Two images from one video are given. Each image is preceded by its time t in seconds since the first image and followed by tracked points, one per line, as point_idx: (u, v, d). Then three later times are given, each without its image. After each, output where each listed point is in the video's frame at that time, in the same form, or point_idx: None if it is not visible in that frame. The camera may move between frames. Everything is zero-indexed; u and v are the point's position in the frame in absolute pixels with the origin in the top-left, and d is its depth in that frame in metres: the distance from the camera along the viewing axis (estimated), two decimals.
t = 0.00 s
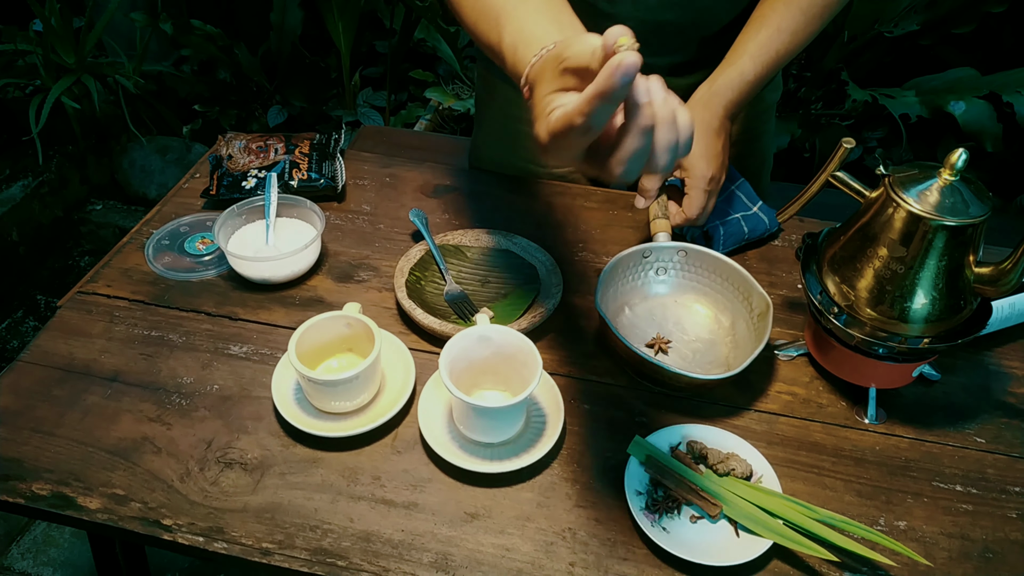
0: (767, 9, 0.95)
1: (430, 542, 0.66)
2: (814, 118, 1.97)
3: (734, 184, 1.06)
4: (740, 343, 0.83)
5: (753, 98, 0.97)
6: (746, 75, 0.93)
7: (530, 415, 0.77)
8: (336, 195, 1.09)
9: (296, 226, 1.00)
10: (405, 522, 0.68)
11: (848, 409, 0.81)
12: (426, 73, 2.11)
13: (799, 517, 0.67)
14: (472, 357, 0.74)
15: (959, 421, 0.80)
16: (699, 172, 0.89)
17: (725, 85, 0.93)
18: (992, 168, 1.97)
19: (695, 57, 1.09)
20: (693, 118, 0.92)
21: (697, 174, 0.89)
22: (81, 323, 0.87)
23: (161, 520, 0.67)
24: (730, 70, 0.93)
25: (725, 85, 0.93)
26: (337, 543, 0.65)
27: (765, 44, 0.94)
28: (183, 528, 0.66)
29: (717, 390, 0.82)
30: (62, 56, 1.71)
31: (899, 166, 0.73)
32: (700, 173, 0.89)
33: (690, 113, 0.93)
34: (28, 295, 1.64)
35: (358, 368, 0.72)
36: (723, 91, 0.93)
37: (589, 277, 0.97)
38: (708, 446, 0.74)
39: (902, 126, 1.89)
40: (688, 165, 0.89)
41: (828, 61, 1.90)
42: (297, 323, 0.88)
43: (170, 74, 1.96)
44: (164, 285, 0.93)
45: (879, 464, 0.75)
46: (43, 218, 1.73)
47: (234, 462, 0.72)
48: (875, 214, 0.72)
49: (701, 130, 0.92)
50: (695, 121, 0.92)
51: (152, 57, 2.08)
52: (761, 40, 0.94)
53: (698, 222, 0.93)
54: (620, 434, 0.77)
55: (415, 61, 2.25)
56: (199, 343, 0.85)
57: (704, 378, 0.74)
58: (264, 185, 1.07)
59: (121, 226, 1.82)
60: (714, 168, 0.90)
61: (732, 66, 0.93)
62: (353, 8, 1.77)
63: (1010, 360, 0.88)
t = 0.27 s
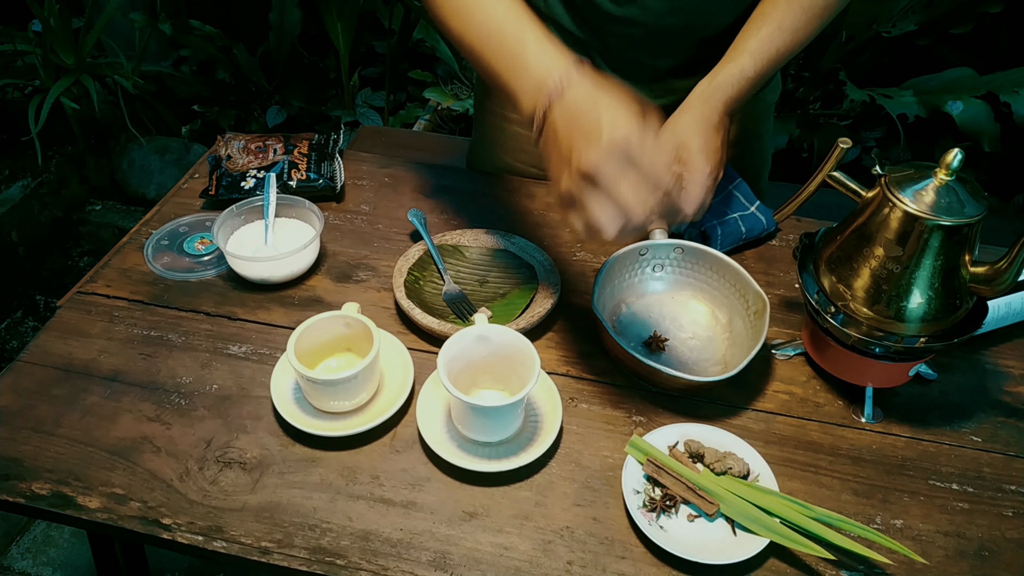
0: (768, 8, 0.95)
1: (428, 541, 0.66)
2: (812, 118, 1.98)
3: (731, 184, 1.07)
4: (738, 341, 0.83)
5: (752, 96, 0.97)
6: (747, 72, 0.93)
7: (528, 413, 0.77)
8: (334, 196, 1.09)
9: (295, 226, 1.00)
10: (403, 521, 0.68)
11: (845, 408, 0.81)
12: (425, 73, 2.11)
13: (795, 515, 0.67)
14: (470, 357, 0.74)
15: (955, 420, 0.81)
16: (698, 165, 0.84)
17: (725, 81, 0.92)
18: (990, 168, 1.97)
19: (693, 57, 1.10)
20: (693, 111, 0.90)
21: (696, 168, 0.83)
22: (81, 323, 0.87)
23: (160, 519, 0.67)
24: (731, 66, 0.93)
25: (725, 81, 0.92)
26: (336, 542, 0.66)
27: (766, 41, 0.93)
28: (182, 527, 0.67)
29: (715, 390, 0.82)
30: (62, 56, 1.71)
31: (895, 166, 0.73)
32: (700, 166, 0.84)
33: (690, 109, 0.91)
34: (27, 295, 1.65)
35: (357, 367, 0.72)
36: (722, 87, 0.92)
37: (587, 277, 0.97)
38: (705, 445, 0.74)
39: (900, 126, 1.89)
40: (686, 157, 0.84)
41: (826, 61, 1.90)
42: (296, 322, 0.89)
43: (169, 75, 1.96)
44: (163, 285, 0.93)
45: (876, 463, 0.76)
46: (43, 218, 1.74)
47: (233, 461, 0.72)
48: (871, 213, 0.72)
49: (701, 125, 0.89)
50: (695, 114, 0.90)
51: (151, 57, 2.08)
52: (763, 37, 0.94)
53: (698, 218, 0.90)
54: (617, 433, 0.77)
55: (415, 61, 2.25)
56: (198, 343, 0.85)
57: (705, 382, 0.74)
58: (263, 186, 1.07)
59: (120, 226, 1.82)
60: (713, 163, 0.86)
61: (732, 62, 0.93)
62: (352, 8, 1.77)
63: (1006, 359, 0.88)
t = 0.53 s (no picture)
0: (771, 7, 0.95)
1: (428, 541, 0.66)
2: (812, 118, 1.98)
3: (731, 183, 1.07)
4: (739, 340, 0.83)
5: (754, 95, 0.97)
6: (749, 71, 0.93)
7: (529, 412, 0.77)
8: (334, 195, 1.09)
9: (295, 226, 1.00)
10: (402, 521, 0.68)
11: (844, 407, 0.81)
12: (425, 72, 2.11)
13: (795, 515, 0.67)
14: (468, 357, 0.74)
15: (955, 419, 0.81)
16: (699, 165, 0.87)
17: (727, 80, 0.93)
18: (990, 167, 1.97)
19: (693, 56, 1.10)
20: (695, 110, 0.91)
21: (697, 167, 0.87)
22: (80, 322, 0.87)
23: (160, 519, 0.67)
24: (733, 65, 0.93)
25: (727, 80, 0.93)
26: (335, 542, 0.66)
27: (768, 40, 0.93)
28: (181, 526, 0.67)
29: (714, 389, 0.82)
30: (61, 56, 1.71)
31: (895, 165, 0.73)
32: (700, 166, 0.87)
33: (693, 107, 0.92)
34: (27, 295, 1.64)
35: (356, 367, 0.72)
36: (724, 86, 0.93)
37: (587, 276, 0.97)
38: (704, 445, 0.74)
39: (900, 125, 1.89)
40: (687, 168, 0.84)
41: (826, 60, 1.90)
42: (295, 322, 0.89)
43: (169, 74, 1.96)
44: (163, 284, 0.93)
45: (876, 462, 0.76)
46: (43, 218, 1.74)
47: (232, 460, 0.72)
48: (871, 212, 0.72)
49: (704, 124, 0.90)
50: (697, 113, 0.91)
51: (151, 57, 2.08)
52: (765, 35, 0.94)
53: (697, 217, 0.91)
54: (617, 432, 0.77)
55: (414, 61, 2.25)
56: (197, 342, 0.85)
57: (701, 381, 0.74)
58: (262, 185, 1.07)
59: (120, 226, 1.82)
60: (714, 162, 0.88)
61: (734, 61, 0.93)
62: (352, 7, 1.77)
63: (1006, 358, 0.88)
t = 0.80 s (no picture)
0: (771, 8, 0.95)
1: (427, 542, 0.66)
2: (811, 118, 1.98)
3: (731, 184, 1.07)
4: (722, 345, 0.83)
5: (754, 97, 0.97)
6: (748, 73, 0.93)
7: (526, 414, 0.77)
8: (333, 195, 1.09)
9: (294, 226, 1.00)
10: (401, 522, 0.68)
11: (844, 408, 0.81)
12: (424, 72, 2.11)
13: (794, 515, 0.67)
14: (468, 357, 0.74)
15: (954, 420, 0.81)
16: (694, 167, 0.87)
17: (726, 82, 0.93)
18: (989, 167, 1.97)
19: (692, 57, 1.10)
20: (693, 112, 0.92)
21: (692, 169, 0.87)
22: (79, 323, 0.87)
23: (159, 520, 0.67)
24: (733, 67, 0.93)
25: (726, 82, 0.93)
26: (334, 543, 0.66)
27: (768, 42, 0.93)
28: (180, 527, 0.67)
29: (713, 390, 0.82)
30: (59, 56, 1.70)
31: (894, 166, 0.73)
32: (696, 168, 0.87)
33: (691, 109, 0.93)
34: (26, 296, 1.64)
35: (355, 367, 0.72)
36: (724, 88, 0.93)
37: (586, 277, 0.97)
38: (704, 445, 0.74)
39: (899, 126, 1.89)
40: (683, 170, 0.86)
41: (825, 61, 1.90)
42: (294, 323, 0.88)
43: (168, 74, 1.96)
44: (162, 285, 0.93)
45: (876, 463, 0.76)
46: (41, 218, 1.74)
47: (231, 462, 0.72)
48: (870, 213, 0.72)
49: (702, 126, 0.91)
50: (695, 115, 0.92)
51: (150, 57, 2.08)
52: (764, 38, 0.94)
53: (692, 219, 0.91)
54: (616, 432, 0.77)
55: (414, 61, 2.25)
56: (196, 343, 0.85)
57: (680, 381, 0.74)
58: (261, 186, 1.07)
59: (119, 227, 1.81)
60: (711, 164, 0.89)
61: (734, 63, 0.93)
62: (351, 7, 1.77)
63: (1005, 359, 0.88)
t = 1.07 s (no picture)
0: (769, 8, 0.95)
1: (426, 542, 0.66)
2: (810, 117, 1.98)
3: (730, 183, 1.05)
4: (717, 347, 0.83)
5: (753, 96, 0.97)
6: (747, 72, 0.93)
7: (525, 414, 0.77)
8: (331, 195, 1.09)
9: (292, 226, 1.00)
10: (400, 521, 0.68)
11: (843, 407, 0.81)
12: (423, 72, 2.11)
13: (794, 515, 0.67)
14: (467, 356, 0.74)
15: (954, 419, 0.81)
16: (693, 167, 0.87)
17: (725, 81, 0.93)
18: (988, 166, 1.97)
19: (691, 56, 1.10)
20: (692, 112, 0.92)
21: (691, 169, 0.87)
22: (77, 323, 0.87)
23: (157, 520, 0.67)
24: (731, 67, 0.93)
25: (725, 81, 0.93)
26: (333, 543, 0.65)
27: (766, 41, 0.93)
28: (178, 528, 0.66)
29: (712, 389, 0.82)
30: (58, 55, 1.70)
31: (894, 165, 0.73)
32: (694, 168, 0.87)
33: (690, 109, 0.92)
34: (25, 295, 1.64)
35: (354, 367, 0.72)
36: (722, 88, 0.93)
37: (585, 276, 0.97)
38: (703, 445, 0.74)
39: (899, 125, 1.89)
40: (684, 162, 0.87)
41: (824, 60, 1.90)
42: (293, 322, 0.88)
43: (166, 74, 1.95)
44: (160, 285, 0.93)
45: (875, 462, 0.75)
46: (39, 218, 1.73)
47: (230, 461, 0.72)
48: (870, 212, 0.72)
49: (700, 126, 0.91)
50: (693, 115, 0.92)
51: (148, 57, 2.08)
52: (763, 38, 0.93)
53: (690, 219, 0.91)
54: (615, 432, 0.77)
55: (412, 60, 2.25)
56: (194, 343, 0.85)
57: (670, 382, 0.73)
58: (259, 185, 1.07)
59: (118, 226, 1.81)
60: (709, 164, 0.89)
61: (732, 62, 0.93)
62: (349, 6, 1.77)
63: (1005, 358, 0.88)
